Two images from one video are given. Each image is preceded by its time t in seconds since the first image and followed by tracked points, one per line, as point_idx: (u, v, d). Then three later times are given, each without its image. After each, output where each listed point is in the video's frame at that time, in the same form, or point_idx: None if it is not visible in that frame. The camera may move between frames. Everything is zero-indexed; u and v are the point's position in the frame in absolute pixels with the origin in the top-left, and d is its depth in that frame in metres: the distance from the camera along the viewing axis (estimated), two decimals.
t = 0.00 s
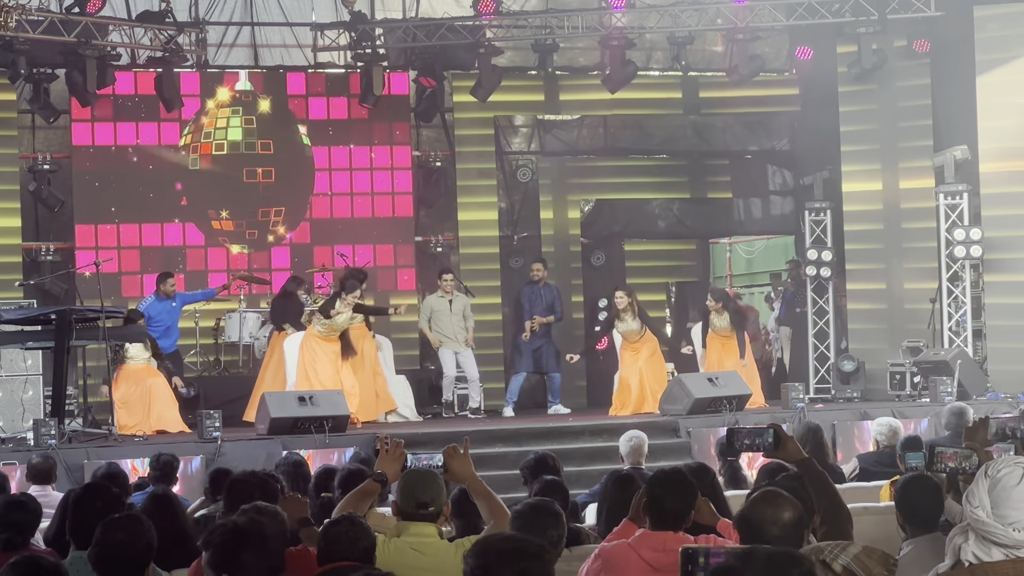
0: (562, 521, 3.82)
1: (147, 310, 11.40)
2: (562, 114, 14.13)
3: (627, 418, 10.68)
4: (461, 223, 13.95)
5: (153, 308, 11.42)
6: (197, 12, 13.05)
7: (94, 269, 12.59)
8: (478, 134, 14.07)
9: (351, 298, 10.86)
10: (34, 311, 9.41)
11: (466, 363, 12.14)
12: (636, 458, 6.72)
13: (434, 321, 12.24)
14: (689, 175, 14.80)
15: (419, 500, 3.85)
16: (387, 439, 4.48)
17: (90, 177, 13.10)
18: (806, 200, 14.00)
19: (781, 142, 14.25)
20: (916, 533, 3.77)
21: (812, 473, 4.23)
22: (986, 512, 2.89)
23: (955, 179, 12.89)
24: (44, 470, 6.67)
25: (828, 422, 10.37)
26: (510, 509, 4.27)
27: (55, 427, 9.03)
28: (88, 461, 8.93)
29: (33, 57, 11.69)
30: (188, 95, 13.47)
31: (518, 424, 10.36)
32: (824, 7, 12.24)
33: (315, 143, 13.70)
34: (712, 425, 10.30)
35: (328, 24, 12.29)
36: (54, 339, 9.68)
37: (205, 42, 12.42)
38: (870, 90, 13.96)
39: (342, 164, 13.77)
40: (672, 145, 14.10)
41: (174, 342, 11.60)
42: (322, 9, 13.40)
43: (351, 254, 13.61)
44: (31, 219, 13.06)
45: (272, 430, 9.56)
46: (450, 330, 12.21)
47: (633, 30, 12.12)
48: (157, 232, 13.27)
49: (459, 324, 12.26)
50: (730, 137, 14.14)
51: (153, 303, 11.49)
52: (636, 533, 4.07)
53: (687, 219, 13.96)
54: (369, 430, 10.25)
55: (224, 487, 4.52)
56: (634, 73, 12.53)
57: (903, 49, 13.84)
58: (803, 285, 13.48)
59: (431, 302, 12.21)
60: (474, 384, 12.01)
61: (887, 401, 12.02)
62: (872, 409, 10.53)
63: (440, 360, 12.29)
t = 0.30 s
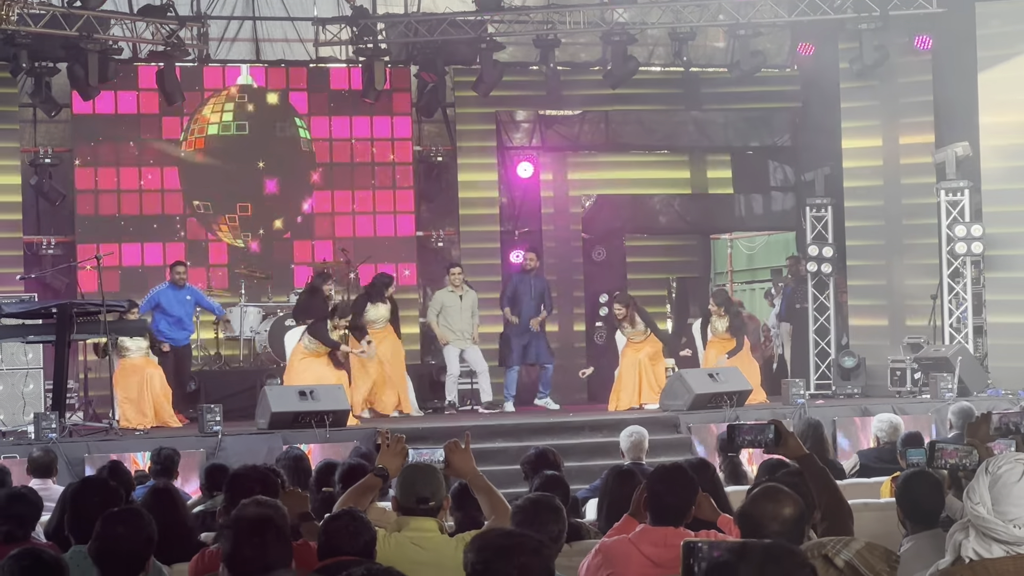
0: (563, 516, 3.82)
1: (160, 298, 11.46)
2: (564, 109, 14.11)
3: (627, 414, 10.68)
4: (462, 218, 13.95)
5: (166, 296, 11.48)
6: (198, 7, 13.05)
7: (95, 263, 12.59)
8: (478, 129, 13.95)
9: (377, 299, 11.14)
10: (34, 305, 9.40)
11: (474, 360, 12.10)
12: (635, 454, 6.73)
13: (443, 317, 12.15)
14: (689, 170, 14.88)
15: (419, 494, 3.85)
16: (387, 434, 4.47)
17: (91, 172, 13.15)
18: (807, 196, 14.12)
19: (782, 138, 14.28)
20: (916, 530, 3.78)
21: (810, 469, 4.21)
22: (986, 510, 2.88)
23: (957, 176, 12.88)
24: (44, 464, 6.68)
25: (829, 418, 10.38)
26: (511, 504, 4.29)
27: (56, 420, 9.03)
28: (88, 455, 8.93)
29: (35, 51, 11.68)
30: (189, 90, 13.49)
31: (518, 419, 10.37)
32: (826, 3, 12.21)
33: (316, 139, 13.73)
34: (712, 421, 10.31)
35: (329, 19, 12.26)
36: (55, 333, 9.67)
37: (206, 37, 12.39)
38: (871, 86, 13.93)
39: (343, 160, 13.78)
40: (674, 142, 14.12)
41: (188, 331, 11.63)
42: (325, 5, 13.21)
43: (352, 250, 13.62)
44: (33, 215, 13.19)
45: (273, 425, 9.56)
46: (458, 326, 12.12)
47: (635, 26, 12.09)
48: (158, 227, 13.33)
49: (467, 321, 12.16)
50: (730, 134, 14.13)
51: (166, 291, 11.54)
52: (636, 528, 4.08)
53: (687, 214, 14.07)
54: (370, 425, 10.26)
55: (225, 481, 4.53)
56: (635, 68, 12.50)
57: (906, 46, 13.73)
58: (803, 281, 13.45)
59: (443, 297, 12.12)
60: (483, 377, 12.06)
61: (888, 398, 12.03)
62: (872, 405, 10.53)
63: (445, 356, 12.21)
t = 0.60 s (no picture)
0: (562, 512, 3.83)
1: (172, 289, 11.40)
2: (565, 105, 14.11)
3: (627, 410, 10.69)
4: (462, 213, 13.95)
5: (177, 287, 11.42)
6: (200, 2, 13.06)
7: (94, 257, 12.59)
8: (479, 125, 14.04)
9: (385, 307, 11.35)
10: (35, 300, 9.39)
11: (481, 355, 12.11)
12: (635, 450, 6.73)
13: (454, 307, 12.21)
14: (689, 166, 14.86)
15: (419, 490, 3.86)
16: (388, 430, 4.48)
17: (92, 167, 13.19)
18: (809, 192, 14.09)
19: (783, 135, 14.23)
20: (917, 526, 3.77)
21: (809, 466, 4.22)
22: (987, 507, 2.87)
23: (958, 173, 12.87)
24: (44, 459, 6.68)
25: (829, 415, 10.39)
26: (511, 499, 4.30)
27: (55, 415, 9.04)
28: (88, 450, 8.93)
29: (36, 45, 11.68)
30: (189, 84, 13.44)
31: (518, 415, 10.37)
32: None
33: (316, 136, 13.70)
34: (713, 417, 10.32)
35: (330, 15, 12.25)
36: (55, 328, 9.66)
37: (207, 32, 12.39)
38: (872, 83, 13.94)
39: (342, 156, 13.73)
40: (675, 139, 14.09)
41: (201, 323, 11.55)
42: None
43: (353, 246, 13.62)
44: (33, 210, 13.01)
45: (273, 420, 9.56)
46: (467, 317, 12.19)
47: (635, 22, 12.08)
48: (158, 222, 13.33)
49: (478, 314, 12.26)
50: (732, 130, 14.13)
51: (177, 283, 11.49)
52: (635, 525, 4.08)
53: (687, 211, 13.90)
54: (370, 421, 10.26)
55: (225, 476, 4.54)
56: (636, 64, 12.49)
57: (907, 43, 13.77)
58: (803, 278, 13.45)
59: (452, 288, 12.18)
60: (489, 374, 12.08)
61: (888, 394, 12.04)
62: (873, 402, 10.53)
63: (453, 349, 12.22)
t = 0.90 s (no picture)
0: (560, 507, 3.83)
1: (183, 280, 11.31)
2: (564, 101, 14.11)
3: (626, 406, 10.69)
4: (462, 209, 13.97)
5: (188, 278, 11.33)
6: None
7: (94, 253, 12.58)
8: (478, 120, 14.04)
9: (385, 307, 11.43)
10: (34, 295, 9.39)
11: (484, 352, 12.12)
12: (634, 446, 6.74)
13: (464, 302, 12.21)
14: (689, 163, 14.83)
15: (418, 486, 3.86)
16: (387, 425, 4.48)
17: (91, 163, 13.18)
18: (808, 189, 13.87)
19: (782, 131, 14.06)
20: (916, 522, 3.78)
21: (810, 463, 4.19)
22: (985, 502, 2.75)
23: (957, 169, 12.86)
24: (43, 454, 6.69)
25: (828, 411, 10.39)
26: (509, 495, 4.30)
27: (54, 410, 9.05)
28: (87, 445, 8.93)
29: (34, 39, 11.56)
30: (189, 79, 13.46)
31: (517, 411, 10.37)
32: None
33: (317, 131, 13.75)
34: (712, 413, 10.32)
35: (330, 10, 12.23)
36: (54, 323, 9.65)
37: (206, 27, 12.37)
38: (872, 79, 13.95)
39: (343, 151, 13.78)
40: (674, 135, 13.97)
41: (213, 314, 11.41)
42: None
43: (352, 240, 13.63)
44: (31, 205, 12.90)
45: (272, 415, 9.58)
46: (473, 315, 12.19)
47: (635, 18, 12.07)
48: (158, 217, 13.31)
49: (489, 313, 12.27)
50: (731, 126, 13.98)
51: (188, 274, 11.40)
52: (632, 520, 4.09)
53: (687, 206, 13.85)
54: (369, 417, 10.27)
55: (223, 472, 4.54)
56: (636, 60, 12.48)
57: (907, 39, 13.78)
58: (803, 274, 13.45)
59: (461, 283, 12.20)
60: (489, 371, 12.04)
61: (887, 391, 12.06)
62: (872, 399, 10.53)
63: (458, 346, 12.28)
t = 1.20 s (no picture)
0: (561, 504, 3.82)
1: (194, 280, 11.37)
2: (565, 98, 14.10)
3: (626, 403, 10.69)
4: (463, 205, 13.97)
5: (199, 277, 11.39)
6: None
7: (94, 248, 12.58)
8: (479, 117, 14.05)
9: (384, 298, 11.46)
10: (35, 291, 9.39)
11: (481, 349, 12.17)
12: (635, 443, 6.74)
13: (460, 299, 12.18)
14: (690, 160, 14.80)
15: (419, 482, 3.86)
16: (387, 421, 4.46)
17: (92, 157, 13.07)
18: (808, 185, 14.16)
19: (782, 128, 14.34)
20: (917, 520, 3.78)
21: (812, 460, 4.18)
22: (986, 499, 2.68)
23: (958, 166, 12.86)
24: (43, 450, 6.69)
25: (828, 409, 10.40)
26: (509, 491, 4.30)
27: (55, 406, 9.05)
28: (88, 441, 8.93)
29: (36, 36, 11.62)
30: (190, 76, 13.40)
31: (517, 407, 10.37)
32: None
33: (319, 129, 13.74)
34: (712, 410, 10.32)
35: (331, 6, 12.23)
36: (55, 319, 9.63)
37: (207, 23, 12.35)
38: (873, 76, 13.93)
39: (344, 147, 13.79)
40: (674, 132, 14.01)
41: (224, 312, 11.40)
42: None
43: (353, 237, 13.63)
44: (32, 201, 13.11)
45: (273, 411, 9.56)
46: (469, 311, 12.16)
47: (636, 15, 12.07)
48: (158, 212, 13.26)
49: (485, 309, 12.23)
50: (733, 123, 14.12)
51: (199, 274, 11.45)
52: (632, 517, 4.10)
53: (688, 203, 13.82)
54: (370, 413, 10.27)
55: (225, 468, 4.55)
56: (637, 57, 12.45)
57: (908, 36, 13.79)
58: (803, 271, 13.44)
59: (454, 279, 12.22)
60: (487, 367, 12.05)
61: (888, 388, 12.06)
62: (872, 396, 10.54)
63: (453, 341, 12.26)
